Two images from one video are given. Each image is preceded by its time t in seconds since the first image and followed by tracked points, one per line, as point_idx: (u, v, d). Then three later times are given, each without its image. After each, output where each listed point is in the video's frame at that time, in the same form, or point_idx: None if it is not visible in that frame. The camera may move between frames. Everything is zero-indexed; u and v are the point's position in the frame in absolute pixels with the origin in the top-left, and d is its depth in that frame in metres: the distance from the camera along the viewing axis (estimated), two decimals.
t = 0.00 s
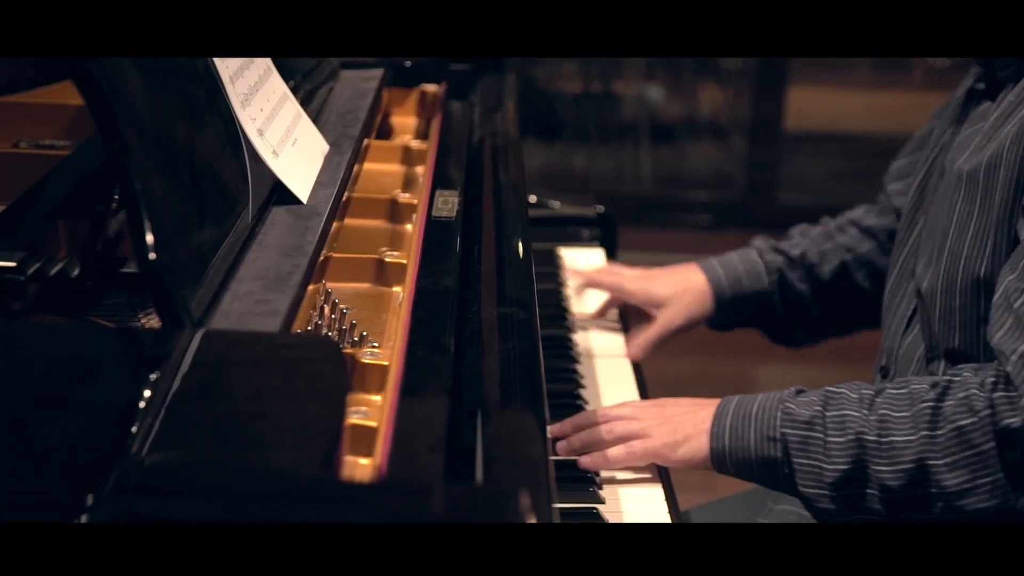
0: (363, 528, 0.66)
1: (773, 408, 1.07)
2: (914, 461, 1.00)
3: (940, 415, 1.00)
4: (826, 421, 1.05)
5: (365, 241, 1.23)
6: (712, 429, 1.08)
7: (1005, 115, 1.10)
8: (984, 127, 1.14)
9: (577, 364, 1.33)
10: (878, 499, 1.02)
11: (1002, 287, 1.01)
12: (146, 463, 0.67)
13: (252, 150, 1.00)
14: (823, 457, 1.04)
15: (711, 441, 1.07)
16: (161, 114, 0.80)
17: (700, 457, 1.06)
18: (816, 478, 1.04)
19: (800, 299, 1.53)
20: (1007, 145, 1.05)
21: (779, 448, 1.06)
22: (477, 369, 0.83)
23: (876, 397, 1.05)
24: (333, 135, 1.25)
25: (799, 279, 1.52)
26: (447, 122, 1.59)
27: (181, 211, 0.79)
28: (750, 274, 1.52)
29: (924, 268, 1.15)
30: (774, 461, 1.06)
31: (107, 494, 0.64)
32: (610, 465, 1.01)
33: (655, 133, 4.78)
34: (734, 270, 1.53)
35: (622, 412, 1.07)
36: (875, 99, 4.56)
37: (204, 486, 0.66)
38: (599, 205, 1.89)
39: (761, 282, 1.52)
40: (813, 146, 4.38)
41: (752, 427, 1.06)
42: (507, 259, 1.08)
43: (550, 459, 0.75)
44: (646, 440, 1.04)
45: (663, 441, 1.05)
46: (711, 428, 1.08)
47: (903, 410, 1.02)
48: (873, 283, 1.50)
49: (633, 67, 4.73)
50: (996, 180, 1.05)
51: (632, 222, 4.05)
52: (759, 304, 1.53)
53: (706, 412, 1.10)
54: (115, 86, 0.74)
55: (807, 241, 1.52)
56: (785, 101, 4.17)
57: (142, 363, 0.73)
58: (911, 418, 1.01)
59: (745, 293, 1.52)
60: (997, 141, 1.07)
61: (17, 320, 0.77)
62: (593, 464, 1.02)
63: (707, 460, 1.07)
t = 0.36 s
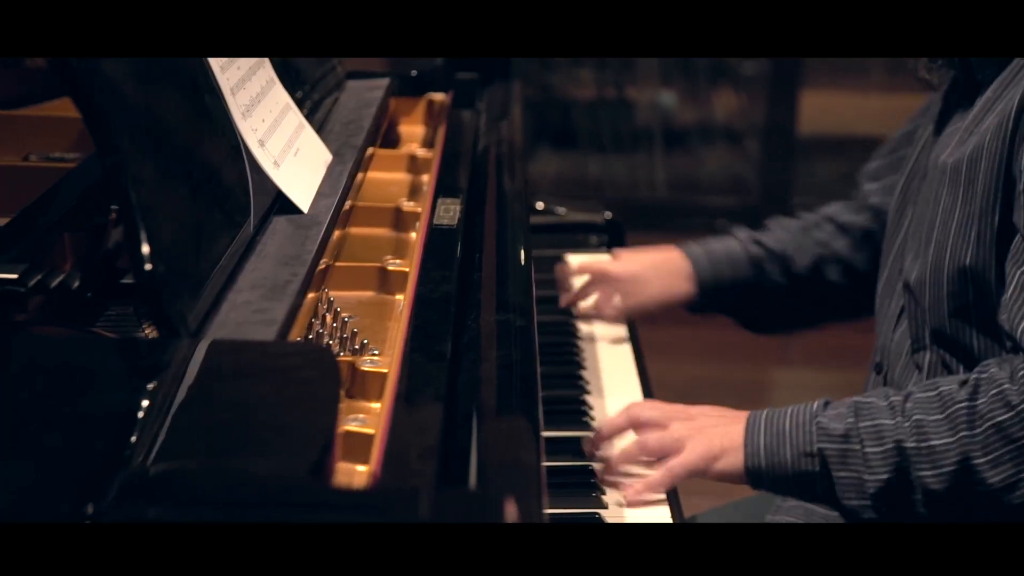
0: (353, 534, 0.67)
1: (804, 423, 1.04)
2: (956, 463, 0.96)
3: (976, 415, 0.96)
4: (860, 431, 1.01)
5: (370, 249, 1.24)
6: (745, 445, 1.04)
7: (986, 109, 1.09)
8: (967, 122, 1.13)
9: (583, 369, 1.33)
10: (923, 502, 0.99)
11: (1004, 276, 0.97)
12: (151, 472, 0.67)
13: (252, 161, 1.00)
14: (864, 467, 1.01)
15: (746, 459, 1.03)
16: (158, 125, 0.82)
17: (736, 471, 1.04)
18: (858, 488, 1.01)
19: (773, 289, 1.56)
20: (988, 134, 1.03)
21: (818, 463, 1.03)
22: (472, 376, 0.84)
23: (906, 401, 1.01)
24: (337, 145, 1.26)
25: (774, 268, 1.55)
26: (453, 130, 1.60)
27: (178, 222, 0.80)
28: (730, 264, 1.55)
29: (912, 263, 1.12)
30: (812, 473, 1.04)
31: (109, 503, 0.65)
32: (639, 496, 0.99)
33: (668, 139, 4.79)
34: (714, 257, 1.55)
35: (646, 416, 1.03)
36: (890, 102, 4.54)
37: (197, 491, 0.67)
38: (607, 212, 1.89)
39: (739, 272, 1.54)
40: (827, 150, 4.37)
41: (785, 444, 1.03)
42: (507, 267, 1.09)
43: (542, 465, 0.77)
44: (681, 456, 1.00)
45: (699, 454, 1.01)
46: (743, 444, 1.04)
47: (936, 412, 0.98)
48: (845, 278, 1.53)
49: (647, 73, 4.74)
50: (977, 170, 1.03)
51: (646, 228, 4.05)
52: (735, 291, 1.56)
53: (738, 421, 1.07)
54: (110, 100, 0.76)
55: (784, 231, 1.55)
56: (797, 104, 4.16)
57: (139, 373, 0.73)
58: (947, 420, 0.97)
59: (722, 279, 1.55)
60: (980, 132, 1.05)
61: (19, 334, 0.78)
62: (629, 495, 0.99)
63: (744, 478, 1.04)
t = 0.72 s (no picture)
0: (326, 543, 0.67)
1: (784, 392, 1.05)
2: (937, 427, 0.98)
3: (956, 380, 0.98)
4: (840, 399, 1.03)
5: (359, 261, 1.25)
6: (726, 418, 1.05)
7: (967, 90, 1.16)
8: (947, 105, 1.19)
9: (572, 378, 1.35)
10: (902, 468, 1.01)
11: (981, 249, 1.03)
12: (141, 483, 0.68)
13: (236, 173, 1.01)
14: (844, 435, 1.02)
15: (729, 430, 1.04)
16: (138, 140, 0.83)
17: (722, 450, 1.04)
18: (837, 455, 1.03)
19: (763, 282, 1.61)
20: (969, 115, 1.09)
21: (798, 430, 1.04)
22: (450, 384, 0.85)
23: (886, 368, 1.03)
24: (324, 156, 1.27)
25: (763, 261, 1.60)
26: (444, 140, 1.61)
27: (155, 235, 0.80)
28: (719, 256, 1.59)
29: (886, 236, 1.20)
30: (792, 442, 1.05)
31: (91, 516, 0.67)
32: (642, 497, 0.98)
33: (669, 146, 4.81)
34: (704, 251, 1.60)
35: (627, 420, 1.00)
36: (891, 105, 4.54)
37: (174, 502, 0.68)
38: (600, 220, 1.90)
39: (730, 263, 1.59)
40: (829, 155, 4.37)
41: (767, 413, 1.04)
42: (491, 275, 1.10)
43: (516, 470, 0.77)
44: (674, 446, 1.00)
45: (690, 441, 1.01)
46: (725, 418, 1.05)
47: (916, 378, 1.01)
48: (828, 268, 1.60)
49: (648, 81, 4.74)
50: (958, 147, 1.10)
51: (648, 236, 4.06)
52: (725, 283, 1.60)
53: (714, 404, 1.07)
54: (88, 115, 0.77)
55: (770, 225, 1.61)
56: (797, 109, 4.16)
57: (117, 385, 0.74)
58: (928, 386, 1.00)
59: (713, 271, 1.59)
60: (962, 113, 1.12)
61: None
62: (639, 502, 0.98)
63: (726, 451, 1.05)
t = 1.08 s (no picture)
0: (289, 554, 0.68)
1: (755, 407, 1.07)
2: (906, 415, 1.01)
3: (918, 366, 1.02)
4: (810, 405, 1.06)
5: (339, 273, 1.25)
6: (703, 442, 1.07)
7: (912, 83, 1.24)
8: (899, 98, 1.27)
9: (554, 387, 1.36)
10: (879, 462, 1.02)
11: (938, 229, 1.09)
12: (121, 498, 0.70)
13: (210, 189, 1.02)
14: (819, 439, 1.04)
15: (706, 449, 1.07)
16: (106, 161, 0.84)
17: (700, 472, 1.07)
18: (816, 460, 1.04)
19: (756, 284, 1.71)
20: (917, 103, 1.17)
21: (774, 443, 1.06)
22: (419, 395, 0.86)
23: (850, 370, 1.06)
24: (302, 171, 1.28)
25: (755, 265, 1.70)
26: (426, 152, 1.62)
27: (122, 250, 0.81)
28: (710, 260, 1.71)
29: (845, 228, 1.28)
30: (770, 458, 1.07)
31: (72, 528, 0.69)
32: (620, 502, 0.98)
33: (663, 155, 4.83)
34: (697, 257, 1.71)
35: (601, 440, 1.04)
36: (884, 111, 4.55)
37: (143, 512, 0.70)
38: (586, 230, 1.92)
39: (721, 267, 1.70)
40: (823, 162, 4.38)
41: (742, 429, 1.06)
42: (466, 288, 1.11)
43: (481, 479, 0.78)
44: (648, 466, 1.02)
45: (665, 461, 1.03)
46: (702, 441, 1.07)
47: (879, 373, 1.04)
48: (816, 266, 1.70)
49: (641, 90, 4.75)
50: (907, 135, 1.17)
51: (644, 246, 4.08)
52: (717, 286, 1.71)
53: (690, 427, 1.10)
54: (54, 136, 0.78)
55: (759, 228, 1.71)
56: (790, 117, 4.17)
57: (86, 401, 0.74)
58: (892, 377, 1.03)
59: (705, 275, 1.70)
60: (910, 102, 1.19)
61: None
62: (622, 513, 0.98)
63: (707, 474, 1.07)
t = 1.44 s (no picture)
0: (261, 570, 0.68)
1: (743, 421, 1.08)
2: (894, 419, 1.01)
3: (904, 370, 1.02)
4: (799, 415, 1.06)
5: (323, 289, 1.25)
6: (693, 456, 1.07)
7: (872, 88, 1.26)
8: (859, 102, 1.29)
9: (542, 398, 1.36)
10: (870, 467, 1.03)
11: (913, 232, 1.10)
12: (106, 515, 0.70)
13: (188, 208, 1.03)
14: (809, 447, 1.04)
15: (698, 464, 1.06)
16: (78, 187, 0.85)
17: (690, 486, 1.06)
18: (807, 468, 1.05)
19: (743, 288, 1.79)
20: (880, 109, 1.18)
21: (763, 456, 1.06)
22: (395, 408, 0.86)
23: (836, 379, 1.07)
24: (284, 188, 1.29)
25: (743, 271, 1.78)
26: (411, 166, 1.62)
27: (98, 268, 0.82)
28: (701, 268, 1.79)
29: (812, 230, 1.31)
30: (761, 470, 1.06)
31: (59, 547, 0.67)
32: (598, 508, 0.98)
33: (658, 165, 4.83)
34: (684, 262, 1.79)
35: (593, 454, 1.03)
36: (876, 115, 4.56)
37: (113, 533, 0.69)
38: (574, 240, 1.92)
39: (713, 276, 1.78)
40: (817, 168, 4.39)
41: (732, 445, 1.06)
42: (448, 299, 1.11)
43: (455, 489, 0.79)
44: (638, 478, 1.01)
45: (655, 475, 1.02)
46: (692, 455, 1.07)
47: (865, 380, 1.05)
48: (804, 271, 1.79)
49: (634, 100, 4.77)
50: (873, 139, 1.19)
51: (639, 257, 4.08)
52: (709, 292, 1.79)
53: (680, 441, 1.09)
54: (23, 157, 0.79)
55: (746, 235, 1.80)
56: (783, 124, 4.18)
57: (62, 422, 0.75)
58: (878, 383, 1.03)
59: (697, 282, 1.78)
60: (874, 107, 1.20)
61: None
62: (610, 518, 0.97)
63: (697, 488, 1.06)
